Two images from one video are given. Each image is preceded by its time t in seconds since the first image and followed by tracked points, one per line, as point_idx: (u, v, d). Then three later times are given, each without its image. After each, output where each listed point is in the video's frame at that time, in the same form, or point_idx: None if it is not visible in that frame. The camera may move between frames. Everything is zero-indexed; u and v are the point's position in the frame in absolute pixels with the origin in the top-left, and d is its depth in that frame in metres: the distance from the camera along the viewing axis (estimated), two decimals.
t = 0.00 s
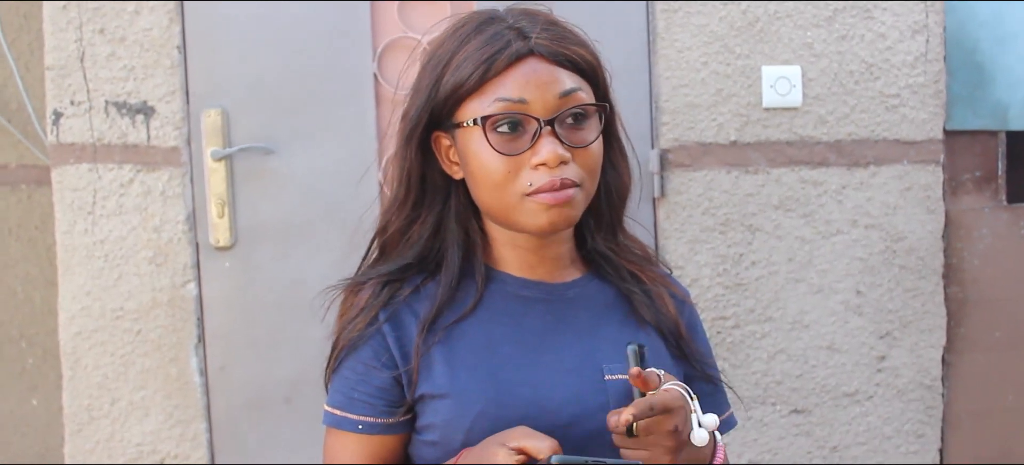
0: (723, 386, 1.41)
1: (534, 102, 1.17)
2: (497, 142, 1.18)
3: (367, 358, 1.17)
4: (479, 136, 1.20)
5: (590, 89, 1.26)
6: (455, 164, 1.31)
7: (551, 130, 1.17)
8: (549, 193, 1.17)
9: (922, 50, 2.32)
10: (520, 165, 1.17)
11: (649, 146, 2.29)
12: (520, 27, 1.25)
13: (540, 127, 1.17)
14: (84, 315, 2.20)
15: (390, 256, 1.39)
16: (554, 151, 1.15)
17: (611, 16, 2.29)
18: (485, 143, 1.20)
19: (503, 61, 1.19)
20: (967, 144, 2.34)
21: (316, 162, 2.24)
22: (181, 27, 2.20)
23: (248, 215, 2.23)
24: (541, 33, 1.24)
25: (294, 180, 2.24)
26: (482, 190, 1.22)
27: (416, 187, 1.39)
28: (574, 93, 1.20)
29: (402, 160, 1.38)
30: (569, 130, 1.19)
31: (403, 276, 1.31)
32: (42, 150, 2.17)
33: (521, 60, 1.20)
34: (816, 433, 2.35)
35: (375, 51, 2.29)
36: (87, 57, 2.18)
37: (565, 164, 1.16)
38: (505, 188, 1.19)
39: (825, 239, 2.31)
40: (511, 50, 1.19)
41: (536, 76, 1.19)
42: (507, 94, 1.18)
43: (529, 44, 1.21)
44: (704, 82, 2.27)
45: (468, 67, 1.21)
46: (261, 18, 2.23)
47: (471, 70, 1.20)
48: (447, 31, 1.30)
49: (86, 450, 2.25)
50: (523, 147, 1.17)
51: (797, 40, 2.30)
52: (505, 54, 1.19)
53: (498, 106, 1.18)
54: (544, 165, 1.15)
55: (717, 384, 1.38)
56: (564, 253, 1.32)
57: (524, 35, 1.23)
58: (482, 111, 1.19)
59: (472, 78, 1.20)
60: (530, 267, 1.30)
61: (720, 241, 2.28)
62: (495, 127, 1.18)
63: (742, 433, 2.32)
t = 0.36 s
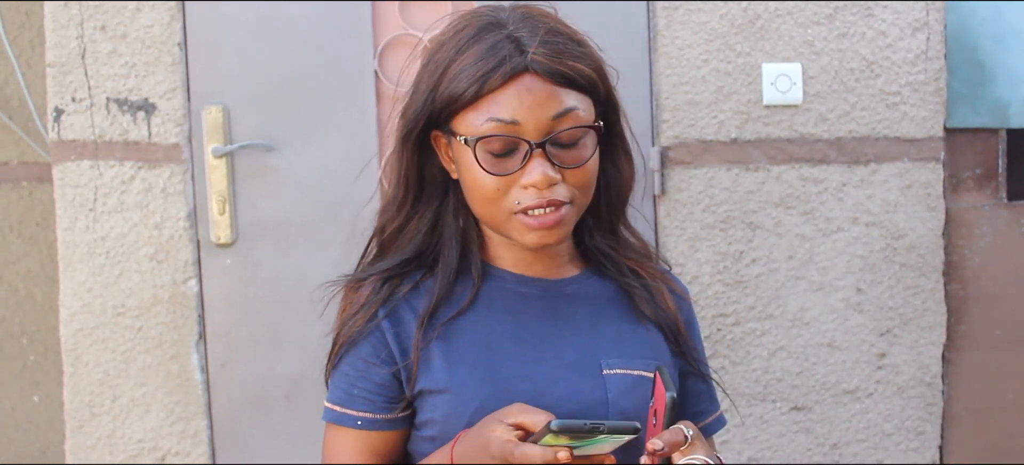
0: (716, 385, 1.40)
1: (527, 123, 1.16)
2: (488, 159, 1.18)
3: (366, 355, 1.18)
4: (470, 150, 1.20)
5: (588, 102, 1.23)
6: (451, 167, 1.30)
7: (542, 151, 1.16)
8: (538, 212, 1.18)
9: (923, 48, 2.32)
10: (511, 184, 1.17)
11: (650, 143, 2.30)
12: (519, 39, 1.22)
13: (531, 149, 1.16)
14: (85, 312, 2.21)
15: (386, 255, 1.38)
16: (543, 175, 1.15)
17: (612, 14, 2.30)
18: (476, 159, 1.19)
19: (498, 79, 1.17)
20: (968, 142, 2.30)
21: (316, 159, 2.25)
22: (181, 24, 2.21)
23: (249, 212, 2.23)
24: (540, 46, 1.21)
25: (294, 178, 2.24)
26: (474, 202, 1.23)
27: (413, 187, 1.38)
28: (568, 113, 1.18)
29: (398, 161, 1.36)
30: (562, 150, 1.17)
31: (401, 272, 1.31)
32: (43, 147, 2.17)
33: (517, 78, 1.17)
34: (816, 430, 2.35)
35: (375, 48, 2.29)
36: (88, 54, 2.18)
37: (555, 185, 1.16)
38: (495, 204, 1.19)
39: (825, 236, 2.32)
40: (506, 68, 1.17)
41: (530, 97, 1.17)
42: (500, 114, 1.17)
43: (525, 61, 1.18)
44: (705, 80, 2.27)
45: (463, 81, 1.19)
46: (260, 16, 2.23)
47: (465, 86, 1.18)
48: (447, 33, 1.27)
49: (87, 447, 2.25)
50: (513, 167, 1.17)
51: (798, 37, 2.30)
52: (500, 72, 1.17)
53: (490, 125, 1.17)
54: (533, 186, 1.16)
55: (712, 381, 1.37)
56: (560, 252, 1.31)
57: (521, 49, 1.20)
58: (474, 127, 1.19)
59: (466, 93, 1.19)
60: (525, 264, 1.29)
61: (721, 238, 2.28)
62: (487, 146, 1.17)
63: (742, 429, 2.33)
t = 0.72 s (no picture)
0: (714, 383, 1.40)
1: (522, 134, 1.12)
2: (481, 170, 1.13)
3: (360, 358, 1.18)
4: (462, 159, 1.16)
5: (586, 111, 1.19)
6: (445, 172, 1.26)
7: (537, 163, 1.12)
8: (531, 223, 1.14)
9: (913, 46, 2.33)
10: (503, 195, 1.14)
11: (641, 142, 2.30)
12: (515, 46, 1.16)
13: (525, 161, 1.12)
14: (77, 313, 2.21)
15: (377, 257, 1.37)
16: (537, 187, 1.11)
17: (603, 14, 2.30)
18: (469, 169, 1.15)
19: (492, 90, 1.12)
20: (960, 140, 2.34)
21: (309, 160, 2.25)
22: (174, 25, 2.20)
23: (241, 213, 2.23)
24: (537, 55, 1.16)
25: (287, 179, 2.24)
26: (466, 211, 1.19)
27: (407, 190, 1.37)
28: (564, 123, 1.13)
29: (390, 164, 1.35)
30: (557, 162, 1.13)
31: (394, 275, 1.31)
32: (35, 148, 2.15)
33: (512, 88, 1.13)
34: (809, 428, 2.36)
35: (367, 48, 2.28)
36: (80, 55, 2.18)
37: (549, 198, 1.13)
38: (487, 215, 1.16)
39: (817, 235, 2.32)
40: (502, 77, 1.12)
41: (525, 108, 1.12)
42: (494, 125, 1.12)
43: (521, 71, 1.13)
44: (696, 79, 2.28)
45: (457, 90, 1.14)
46: (256, 17, 2.23)
47: (458, 95, 1.14)
48: (443, 37, 1.22)
49: (80, 448, 2.25)
50: (507, 179, 1.13)
51: (788, 36, 2.30)
52: (495, 82, 1.12)
53: (483, 136, 1.13)
54: (526, 199, 1.12)
55: (708, 379, 1.37)
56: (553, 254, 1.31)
57: (518, 57, 1.15)
58: (466, 136, 1.14)
59: (460, 102, 1.14)
60: (517, 266, 1.29)
61: (712, 237, 2.29)
62: (480, 157, 1.13)
63: (735, 427, 2.33)
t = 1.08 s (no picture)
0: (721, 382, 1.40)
1: (531, 141, 1.12)
2: (490, 175, 1.14)
3: (366, 360, 1.19)
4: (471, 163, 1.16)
5: (597, 115, 1.18)
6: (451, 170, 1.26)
7: (546, 170, 1.13)
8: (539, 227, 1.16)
9: (916, 45, 2.33)
10: (512, 200, 1.14)
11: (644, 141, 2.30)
12: (526, 49, 1.15)
13: (535, 167, 1.12)
14: (80, 311, 2.21)
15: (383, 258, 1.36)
16: (546, 194, 1.12)
17: (606, 12, 2.30)
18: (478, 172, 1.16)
19: (503, 96, 1.11)
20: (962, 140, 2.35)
21: (312, 158, 2.25)
22: (177, 23, 2.20)
23: (243, 211, 2.23)
24: (549, 59, 1.14)
25: (290, 177, 2.24)
26: (474, 211, 1.20)
27: (414, 190, 1.36)
28: (574, 130, 1.13)
29: (396, 164, 1.34)
30: (566, 168, 1.14)
31: (400, 275, 1.30)
32: (38, 146, 2.17)
33: (522, 95, 1.12)
34: (811, 428, 2.36)
35: (371, 46, 2.29)
36: (83, 53, 2.18)
37: (557, 203, 1.14)
38: (496, 217, 1.17)
39: (819, 234, 2.32)
40: (513, 84, 1.11)
41: (536, 114, 1.12)
42: (504, 131, 1.12)
43: (532, 76, 1.12)
44: (699, 78, 2.28)
45: (467, 95, 1.14)
46: (260, 15, 2.23)
47: (468, 99, 1.13)
48: (452, 36, 1.21)
49: (82, 446, 2.25)
50: (516, 184, 1.13)
51: (791, 36, 2.30)
52: (506, 89, 1.11)
53: (493, 142, 1.13)
54: (535, 204, 1.13)
55: (715, 379, 1.36)
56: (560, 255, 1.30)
57: (529, 62, 1.14)
58: (475, 140, 1.14)
59: (469, 107, 1.13)
60: (523, 266, 1.29)
61: (715, 236, 2.29)
62: (489, 162, 1.13)
63: (737, 427, 2.33)
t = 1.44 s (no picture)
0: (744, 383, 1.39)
1: (562, 137, 1.11)
2: (518, 171, 1.13)
3: (386, 352, 1.18)
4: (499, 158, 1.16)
5: (628, 113, 1.18)
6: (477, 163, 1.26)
7: (576, 167, 1.12)
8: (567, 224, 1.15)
9: (938, 45, 2.31)
10: (540, 196, 1.14)
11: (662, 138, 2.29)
12: (558, 44, 1.15)
13: (564, 164, 1.11)
14: (95, 298, 2.21)
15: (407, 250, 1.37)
16: (575, 191, 1.11)
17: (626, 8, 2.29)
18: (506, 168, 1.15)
19: (534, 91, 1.11)
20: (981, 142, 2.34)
21: (329, 150, 2.24)
22: (196, 12, 2.20)
23: (260, 202, 2.23)
24: (581, 55, 1.14)
25: (307, 168, 2.24)
26: (501, 207, 1.19)
27: (441, 184, 1.36)
28: (605, 127, 1.13)
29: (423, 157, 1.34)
30: (596, 165, 1.13)
31: (423, 267, 1.30)
32: (55, 134, 2.20)
33: (553, 90, 1.11)
34: (825, 428, 2.35)
35: (388, 38, 2.28)
36: (102, 42, 2.18)
37: (586, 201, 1.13)
38: (523, 214, 1.16)
39: (837, 234, 2.31)
40: (544, 79, 1.11)
41: (567, 110, 1.11)
42: (534, 126, 1.11)
43: (564, 72, 1.11)
44: (719, 75, 2.27)
45: (497, 89, 1.13)
46: (279, 6, 2.22)
47: (499, 94, 1.13)
48: (483, 30, 1.21)
49: (96, 434, 2.25)
50: (544, 180, 1.13)
51: (811, 34, 2.29)
52: (537, 84, 1.11)
53: (522, 137, 1.12)
54: (563, 201, 1.12)
55: (737, 380, 1.36)
56: (585, 251, 1.30)
57: (561, 57, 1.13)
58: (505, 135, 1.14)
59: (499, 102, 1.13)
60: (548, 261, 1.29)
61: (732, 234, 2.28)
62: (518, 158, 1.13)
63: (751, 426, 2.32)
